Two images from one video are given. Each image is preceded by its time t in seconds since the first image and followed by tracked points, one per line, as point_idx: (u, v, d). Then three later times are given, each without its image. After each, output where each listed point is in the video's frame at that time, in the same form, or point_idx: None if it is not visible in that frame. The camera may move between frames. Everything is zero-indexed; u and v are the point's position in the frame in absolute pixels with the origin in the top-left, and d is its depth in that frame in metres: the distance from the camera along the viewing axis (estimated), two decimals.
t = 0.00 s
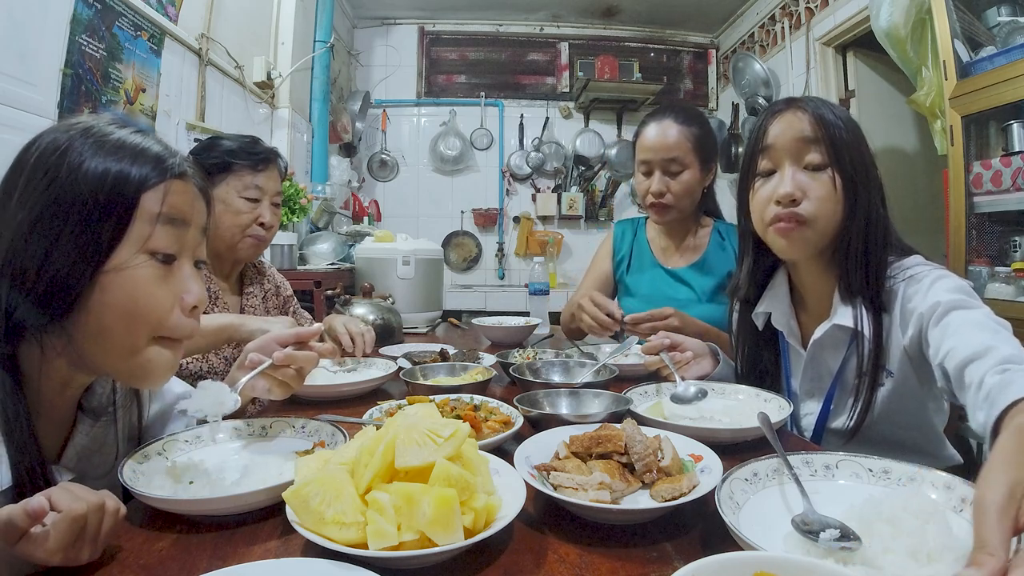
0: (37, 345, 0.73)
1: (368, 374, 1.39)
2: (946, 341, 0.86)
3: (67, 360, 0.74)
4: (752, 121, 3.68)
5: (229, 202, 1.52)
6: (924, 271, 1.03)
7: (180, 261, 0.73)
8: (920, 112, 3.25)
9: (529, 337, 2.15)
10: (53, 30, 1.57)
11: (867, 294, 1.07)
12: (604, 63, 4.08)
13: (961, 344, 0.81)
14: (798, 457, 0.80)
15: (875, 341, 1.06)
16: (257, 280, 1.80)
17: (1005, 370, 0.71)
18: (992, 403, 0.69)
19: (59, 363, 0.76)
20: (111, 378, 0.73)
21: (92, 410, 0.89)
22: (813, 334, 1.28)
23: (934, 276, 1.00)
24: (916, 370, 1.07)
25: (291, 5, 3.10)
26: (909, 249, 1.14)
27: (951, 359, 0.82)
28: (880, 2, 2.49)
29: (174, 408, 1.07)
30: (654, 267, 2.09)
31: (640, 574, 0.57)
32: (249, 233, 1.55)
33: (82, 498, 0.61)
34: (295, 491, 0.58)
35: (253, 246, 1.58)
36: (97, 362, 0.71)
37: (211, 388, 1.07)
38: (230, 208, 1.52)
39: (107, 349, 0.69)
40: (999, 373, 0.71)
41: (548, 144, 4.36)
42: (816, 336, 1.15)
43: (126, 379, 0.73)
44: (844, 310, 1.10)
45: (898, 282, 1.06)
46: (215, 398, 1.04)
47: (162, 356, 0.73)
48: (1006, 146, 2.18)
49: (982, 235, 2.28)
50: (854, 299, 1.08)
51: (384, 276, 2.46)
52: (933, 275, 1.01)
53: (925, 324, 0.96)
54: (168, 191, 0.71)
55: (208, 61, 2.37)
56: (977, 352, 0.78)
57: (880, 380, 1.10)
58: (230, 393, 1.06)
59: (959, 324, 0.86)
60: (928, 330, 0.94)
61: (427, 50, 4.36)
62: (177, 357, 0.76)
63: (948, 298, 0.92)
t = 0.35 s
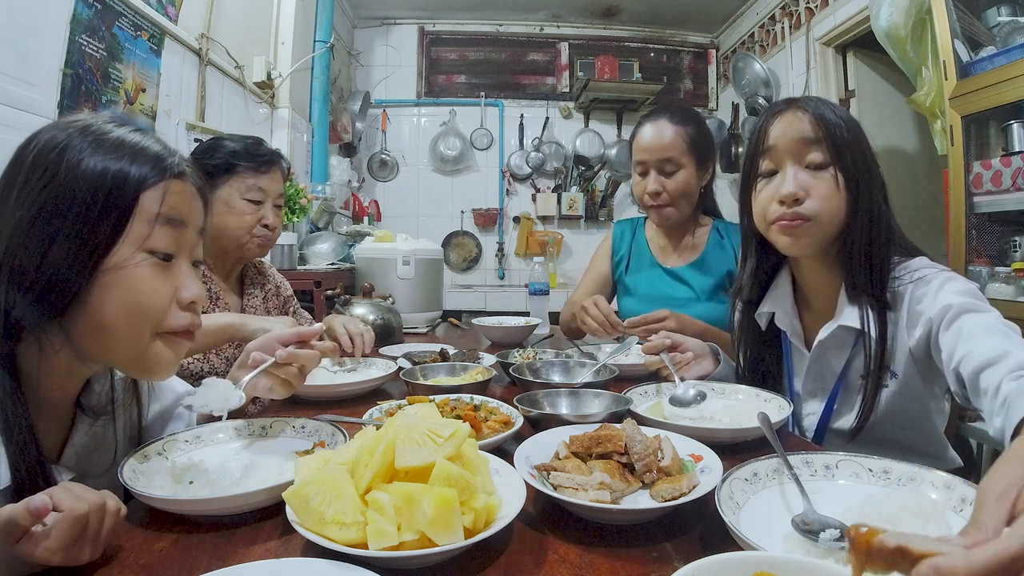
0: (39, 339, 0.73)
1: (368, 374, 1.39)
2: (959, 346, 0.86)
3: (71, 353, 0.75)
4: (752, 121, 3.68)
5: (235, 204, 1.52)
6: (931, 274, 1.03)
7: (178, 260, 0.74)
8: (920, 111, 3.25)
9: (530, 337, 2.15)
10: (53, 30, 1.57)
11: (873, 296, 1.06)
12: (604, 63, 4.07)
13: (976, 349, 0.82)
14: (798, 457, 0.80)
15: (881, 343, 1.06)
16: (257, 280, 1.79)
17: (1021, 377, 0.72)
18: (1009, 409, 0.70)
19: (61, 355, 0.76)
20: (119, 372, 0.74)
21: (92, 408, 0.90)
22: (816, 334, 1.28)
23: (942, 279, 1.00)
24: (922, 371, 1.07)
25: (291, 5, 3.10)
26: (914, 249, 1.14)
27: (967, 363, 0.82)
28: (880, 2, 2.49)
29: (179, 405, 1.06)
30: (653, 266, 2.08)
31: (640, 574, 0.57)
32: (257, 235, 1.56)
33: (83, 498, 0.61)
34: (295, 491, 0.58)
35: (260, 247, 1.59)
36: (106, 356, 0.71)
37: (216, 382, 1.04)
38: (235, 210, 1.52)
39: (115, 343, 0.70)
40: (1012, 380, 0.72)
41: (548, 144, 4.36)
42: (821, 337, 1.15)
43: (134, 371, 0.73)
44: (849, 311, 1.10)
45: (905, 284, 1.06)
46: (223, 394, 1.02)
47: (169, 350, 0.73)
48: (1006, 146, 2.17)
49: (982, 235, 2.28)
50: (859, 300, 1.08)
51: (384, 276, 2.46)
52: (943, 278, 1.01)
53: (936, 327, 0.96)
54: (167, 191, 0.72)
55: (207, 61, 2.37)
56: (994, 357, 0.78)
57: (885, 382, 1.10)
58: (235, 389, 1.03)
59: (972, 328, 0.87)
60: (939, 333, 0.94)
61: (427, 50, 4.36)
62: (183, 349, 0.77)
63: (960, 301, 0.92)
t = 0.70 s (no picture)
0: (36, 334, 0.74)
1: (368, 374, 1.39)
2: (957, 341, 0.86)
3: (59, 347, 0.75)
4: (752, 121, 3.68)
5: (217, 201, 1.52)
6: (933, 272, 1.03)
7: (165, 249, 0.72)
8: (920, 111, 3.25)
9: (530, 337, 2.15)
10: (53, 31, 1.57)
11: (874, 293, 1.06)
12: (604, 63, 4.07)
13: (973, 345, 0.82)
14: (798, 457, 0.80)
15: (883, 340, 1.05)
16: (257, 280, 1.79)
17: (1013, 370, 0.72)
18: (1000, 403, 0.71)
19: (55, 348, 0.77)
20: (103, 366, 0.73)
21: (91, 404, 0.90)
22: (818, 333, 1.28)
23: (943, 276, 1.00)
24: (923, 370, 1.07)
25: (291, 5, 3.09)
26: (917, 248, 1.14)
27: (964, 359, 0.82)
28: (880, 2, 2.49)
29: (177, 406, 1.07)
30: (652, 265, 2.08)
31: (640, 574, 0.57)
32: (240, 233, 1.54)
33: (85, 497, 0.61)
34: (295, 490, 0.58)
35: (249, 248, 1.57)
36: (90, 351, 0.71)
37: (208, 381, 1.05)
38: (221, 208, 1.52)
39: (99, 337, 0.69)
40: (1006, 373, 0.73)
41: (548, 144, 4.36)
42: (824, 335, 1.15)
43: (127, 361, 0.72)
44: (851, 309, 1.10)
45: (907, 281, 1.06)
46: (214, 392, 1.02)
47: (151, 343, 0.72)
48: (1006, 146, 2.17)
49: (982, 235, 2.28)
50: (860, 298, 1.08)
51: (384, 276, 2.46)
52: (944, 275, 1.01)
53: (936, 323, 0.96)
54: (151, 179, 0.71)
55: (207, 61, 2.37)
56: (990, 351, 0.78)
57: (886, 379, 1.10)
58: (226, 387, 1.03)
59: (971, 324, 0.87)
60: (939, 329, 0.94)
61: (427, 50, 4.36)
62: (169, 346, 0.76)
63: (959, 297, 0.92)
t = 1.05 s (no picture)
0: (36, 326, 0.76)
1: (368, 374, 1.39)
2: (955, 343, 0.87)
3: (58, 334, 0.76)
4: (752, 121, 3.68)
5: (208, 196, 1.52)
6: (933, 272, 1.03)
7: (158, 241, 0.73)
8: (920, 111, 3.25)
9: (530, 337, 2.14)
10: (53, 31, 1.57)
11: (874, 293, 1.07)
12: (604, 63, 4.07)
13: (971, 347, 0.82)
14: (798, 457, 0.80)
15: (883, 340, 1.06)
16: (257, 280, 1.79)
17: (1011, 374, 0.72)
18: (999, 407, 0.70)
19: (56, 339, 0.78)
20: (108, 349, 0.73)
21: (89, 399, 0.90)
22: (819, 333, 1.28)
23: (943, 277, 1.00)
24: (923, 370, 1.07)
25: (291, 5, 3.09)
26: (918, 248, 1.14)
27: (962, 361, 0.82)
28: (881, 2, 2.49)
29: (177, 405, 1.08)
30: (652, 266, 2.08)
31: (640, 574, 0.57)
32: (230, 227, 1.53)
33: (86, 498, 0.61)
34: (295, 491, 0.58)
35: (232, 239, 1.55)
36: (91, 336, 0.71)
37: (202, 372, 1.02)
38: (219, 206, 1.52)
39: (98, 328, 0.70)
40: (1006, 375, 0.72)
41: (548, 144, 4.36)
42: (824, 335, 1.15)
43: (127, 347, 0.73)
44: (851, 309, 1.10)
45: (908, 282, 1.06)
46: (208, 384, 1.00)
47: (155, 326, 0.72)
48: (1006, 146, 2.17)
49: (982, 235, 2.28)
50: (860, 298, 1.08)
51: (384, 276, 2.46)
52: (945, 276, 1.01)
53: (935, 324, 0.96)
54: (142, 173, 0.72)
55: (207, 61, 2.37)
56: (987, 354, 0.78)
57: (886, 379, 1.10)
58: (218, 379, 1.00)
59: (970, 326, 0.87)
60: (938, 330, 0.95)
61: (427, 50, 4.36)
62: (173, 332, 0.76)
63: (959, 298, 0.92)
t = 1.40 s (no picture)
0: (31, 321, 0.75)
1: (368, 374, 1.39)
2: (961, 347, 0.86)
3: (56, 332, 0.75)
4: (752, 121, 3.68)
5: (207, 196, 1.52)
6: (934, 274, 1.03)
7: (154, 234, 0.73)
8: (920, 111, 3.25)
9: (530, 337, 2.15)
10: (53, 30, 1.57)
11: (876, 294, 1.06)
12: (604, 63, 4.07)
13: (979, 352, 0.82)
14: (798, 457, 0.80)
15: (883, 341, 1.05)
16: (256, 280, 1.79)
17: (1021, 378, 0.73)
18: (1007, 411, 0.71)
19: (54, 338, 0.78)
20: (101, 345, 0.72)
21: (85, 397, 0.90)
22: (818, 334, 1.28)
23: (946, 279, 1.00)
24: (923, 371, 1.07)
25: (291, 5, 3.10)
26: (917, 248, 1.14)
27: (971, 365, 0.82)
28: (881, 2, 2.49)
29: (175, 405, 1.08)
30: (650, 265, 2.08)
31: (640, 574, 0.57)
32: (232, 227, 1.53)
33: (85, 500, 0.61)
34: (295, 490, 0.58)
35: (239, 240, 1.56)
36: (87, 330, 0.70)
37: (201, 370, 1.01)
38: (220, 206, 1.52)
39: (96, 325, 0.70)
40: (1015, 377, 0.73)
41: (548, 145, 4.36)
42: (824, 335, 1.15)
43: (120, 343, 0.72)
44: (852, 309, 1.09)
45: (910, 283, 1.06)
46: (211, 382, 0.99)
47: (152, 321, 0.71)
48: (1006, 146, 2.17)
49: (982, 235, 2.28)
50: (861, 298, 1.08)
51: (384, 275, 2.46)
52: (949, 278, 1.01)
53: (939, 327, 0.96)
54: (136, 168, 0.72)
55: (207, 61, 2.37)
56: (996, 359, 0.78)
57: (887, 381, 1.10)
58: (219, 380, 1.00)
59: (975, 329, 0.87)
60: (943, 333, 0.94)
61: (427, 50, 4.36)
62: (167, 328, 0.75)
63: (963, 301, 0.92)
